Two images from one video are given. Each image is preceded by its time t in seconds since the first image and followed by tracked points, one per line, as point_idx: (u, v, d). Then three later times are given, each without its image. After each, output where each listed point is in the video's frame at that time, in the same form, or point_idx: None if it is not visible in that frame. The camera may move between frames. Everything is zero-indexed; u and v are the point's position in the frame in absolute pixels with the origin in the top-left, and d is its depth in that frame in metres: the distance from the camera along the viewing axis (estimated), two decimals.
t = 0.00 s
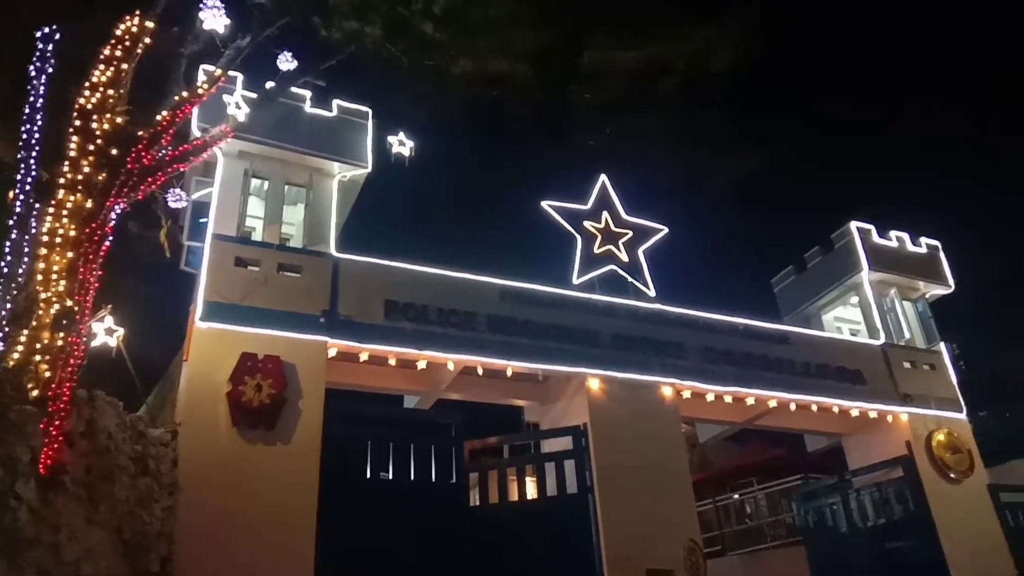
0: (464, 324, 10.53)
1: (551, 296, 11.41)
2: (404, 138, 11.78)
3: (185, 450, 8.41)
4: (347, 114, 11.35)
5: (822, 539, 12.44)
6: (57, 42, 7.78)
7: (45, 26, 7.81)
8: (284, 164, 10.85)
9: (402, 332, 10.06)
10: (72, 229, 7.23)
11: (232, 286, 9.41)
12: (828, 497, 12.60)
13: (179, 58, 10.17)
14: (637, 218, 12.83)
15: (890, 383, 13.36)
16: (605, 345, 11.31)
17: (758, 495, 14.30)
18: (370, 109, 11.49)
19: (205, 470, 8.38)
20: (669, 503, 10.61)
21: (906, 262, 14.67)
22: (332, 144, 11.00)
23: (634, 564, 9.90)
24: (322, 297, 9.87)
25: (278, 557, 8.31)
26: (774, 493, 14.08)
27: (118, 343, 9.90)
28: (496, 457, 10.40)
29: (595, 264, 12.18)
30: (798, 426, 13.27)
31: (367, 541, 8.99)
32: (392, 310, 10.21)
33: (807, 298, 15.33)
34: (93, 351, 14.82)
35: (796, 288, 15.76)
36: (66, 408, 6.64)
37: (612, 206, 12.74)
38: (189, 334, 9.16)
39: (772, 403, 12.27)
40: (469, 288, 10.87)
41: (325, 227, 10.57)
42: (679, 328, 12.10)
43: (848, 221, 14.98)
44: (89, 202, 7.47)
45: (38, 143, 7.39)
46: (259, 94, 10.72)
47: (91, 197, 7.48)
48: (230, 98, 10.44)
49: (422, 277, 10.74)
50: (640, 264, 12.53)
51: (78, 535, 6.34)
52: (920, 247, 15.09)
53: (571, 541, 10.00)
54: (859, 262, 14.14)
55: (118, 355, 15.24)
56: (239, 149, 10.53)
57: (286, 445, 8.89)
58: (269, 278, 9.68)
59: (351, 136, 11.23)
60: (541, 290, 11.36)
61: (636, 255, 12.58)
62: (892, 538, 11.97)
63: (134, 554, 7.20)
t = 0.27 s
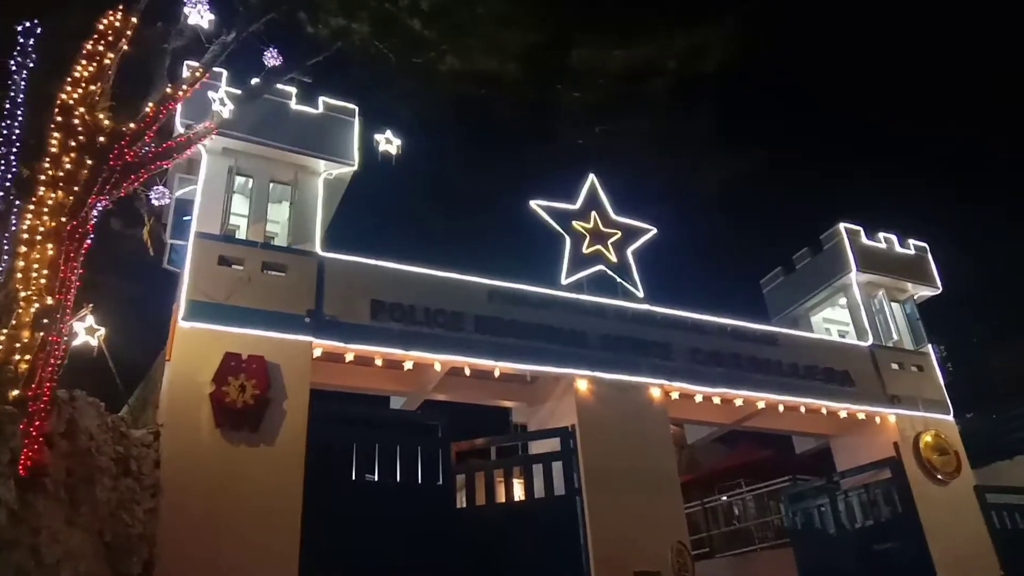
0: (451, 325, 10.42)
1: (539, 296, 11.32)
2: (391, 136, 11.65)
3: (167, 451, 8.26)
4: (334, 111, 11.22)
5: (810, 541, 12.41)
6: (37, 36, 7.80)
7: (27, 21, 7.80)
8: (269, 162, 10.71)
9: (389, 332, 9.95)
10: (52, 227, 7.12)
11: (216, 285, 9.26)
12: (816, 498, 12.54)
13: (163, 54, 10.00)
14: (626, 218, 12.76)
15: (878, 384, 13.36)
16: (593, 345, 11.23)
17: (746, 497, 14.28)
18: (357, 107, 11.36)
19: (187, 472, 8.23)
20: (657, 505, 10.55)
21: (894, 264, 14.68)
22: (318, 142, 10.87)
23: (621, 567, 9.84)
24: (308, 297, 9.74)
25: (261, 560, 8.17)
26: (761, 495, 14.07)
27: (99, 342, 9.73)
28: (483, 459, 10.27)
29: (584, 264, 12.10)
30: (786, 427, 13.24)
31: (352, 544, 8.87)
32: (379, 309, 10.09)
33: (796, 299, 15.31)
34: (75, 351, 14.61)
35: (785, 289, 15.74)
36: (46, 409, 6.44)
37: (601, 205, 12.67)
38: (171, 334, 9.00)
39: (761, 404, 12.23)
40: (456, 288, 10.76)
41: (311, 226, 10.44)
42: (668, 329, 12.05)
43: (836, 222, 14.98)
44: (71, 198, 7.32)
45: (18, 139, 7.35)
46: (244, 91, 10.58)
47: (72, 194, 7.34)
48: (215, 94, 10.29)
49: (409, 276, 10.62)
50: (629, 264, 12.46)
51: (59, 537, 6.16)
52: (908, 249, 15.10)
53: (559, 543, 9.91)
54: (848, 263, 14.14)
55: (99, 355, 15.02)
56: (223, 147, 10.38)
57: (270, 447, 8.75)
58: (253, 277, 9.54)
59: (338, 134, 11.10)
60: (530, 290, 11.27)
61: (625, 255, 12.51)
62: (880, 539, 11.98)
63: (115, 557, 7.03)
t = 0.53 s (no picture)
0: (445, 324, 10.42)
1: (533, 296, 11.31)
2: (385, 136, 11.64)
3: (159, 450, 8.23)
4: (327, 110, 11.19)
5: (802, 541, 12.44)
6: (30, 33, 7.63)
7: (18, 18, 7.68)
8: (262, 160, 10.68)
9: (382, 331, 9.94)
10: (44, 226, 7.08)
11: (209, 284, 9.23)
12: (807, 498, 12.57)
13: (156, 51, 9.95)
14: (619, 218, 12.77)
15: (870, 384, 13.40)
16: (586, 345, 11.24)
17: (738, 497, 14.32)
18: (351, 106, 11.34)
19: (180, 471, 8.21)
20: (650, 504, 10.56)
21: (886, 264, 14.73)
22: (311, 141, 10.85)
23: (614, 566, 9.85)
24: (301, 296, 9.72)
25: (253, 560, 8.15)
26: (754, 495, 14.10)
27: (91, 341, 9.68)
28: (477, 458, 10.20)
29: (577, 264, 12.10)
30: (778, 427, 13.27)
31: (345, 544, 8.85)
32: (372, 309, 10.08)
33: (788, 300, 15.35)
34: (66, 350, 14.54)
35: (777, 289, 15.78)
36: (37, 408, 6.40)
37: (594, 205, 12.68)
38: (164, 333, 8.97)
39: (753, 404, 12.26)
40: (449, 287, 10.76)
41: (304, 225, 10.42)
42: (661, 329, 12.06)
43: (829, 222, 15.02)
44: (62, 197, 7.30)
45: (9, 136, 7.22)
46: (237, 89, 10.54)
47: (64, 193, 7.32)
48: (208, 93, 10.25)
49: (403, 276, 10.61)
50: (622, 264, 12.48)
51: (50, 538, 6.14)
52: (901, 249, 15.16)
53: (552, 543, 9.91)
54: (840, 263, 14.18)
55: (91, 354, 14.95)
56: (216, 145, 10.34)
57: (263, 446, 8.73)
58: (246, 276, 9.51)
59: (331, 133, 11.08)
60: (523, 290, 11.27)
61: (619, 255, 12.53)
62: (870, 539, 12.09)
63: (106, 556, 7.01)
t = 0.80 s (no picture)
0: (438, 323, 10.41)
1: (526, 296, 11.32)
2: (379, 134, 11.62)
3: (150, 449, 8.20)
4: (321, 108, 11.17)
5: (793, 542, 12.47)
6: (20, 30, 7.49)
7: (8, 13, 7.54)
8: (255, 158, 10.65)
9: (374, 330, 9.92)
10: (36, 223, 7.06)
11: (201, 282, 9.20)
12: (799, 498, 12.76)
13: (148, 48, 9.88)
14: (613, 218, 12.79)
15: (862, 385, 13.45)
16: (579, 345, 11.25)
17: (731, 496, 14.36)
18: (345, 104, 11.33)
19: (171, 469, 8.18)
20: (641, 503, 10.58)
21: (878, 266, 14.78)
22: (305, 139, 10.83)
23: (605, 566, 9.86)
24: (293, 294, 9.70)
25: (244, 559, 8.13)
26: (746, 494, 14.15)
27: (82, 338, 9.63)
28: (469, 457, 10.26)
29: (571, 264, 12.11)
30: (770, 427, 13.30)
31: (338, 542, 8.84)
32: (365, 308, 10.06)
33: (781, 300, 15.40)
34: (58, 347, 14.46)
35: (770, 289, 15.83)
36: (28, 406, 6.39)
37: (588, 205, 12.69)
38: (156, 331, 8.94)
39: (745, 404, 12.30)
40: (442, 286, 10.75)
41: (297, 223, 10.40)
42: (654, 329, 12.08)
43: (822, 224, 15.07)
44: (54, 193, 7.28)
45: None
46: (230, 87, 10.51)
47: (56, 189, 7.30)
48: (202, 90, 10.22)
49: (395, 274, 10.59)
50: (616, 264, 12.49)
51: (40, 536, 6.12)
52: (893, 251, 15.21)
53: (544, 543, 9.91)
54: (832, 264, 14.23)
55: (82, 352, 14.89)
56: (209, 143, 10.31)
57: (255, 444, 8.72)
58: (238, 274, 9.48)
59: (325, 131, 11.06)
60: (517, 289, 11.27)
61: (612, 255, 12.54)
62: (861, 539, 12.08)
63: (97, 554, 6.99)
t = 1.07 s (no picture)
0: (434, 320, 10.41)
1: (522, 292, 11.32)
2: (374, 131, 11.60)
3: (146, 446, 8.19)
4: (316, 105, 11.15)
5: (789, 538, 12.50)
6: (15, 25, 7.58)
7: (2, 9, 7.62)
8: (251, 155, 10.63)
9: (370, 327, 9.92)
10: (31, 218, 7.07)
11: (197, 279, 9.18)
12: (794, 494, 12.70)
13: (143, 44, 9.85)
14: (609, 215, 12.80)
15: (857, 381, 13.48)
16: (575, 341, 11.26)
17: (726, 492, 14.41)
18: (340, 100, 11.31)
19: (167, 466, 8.17)
20: (637, 500, 10.61)
21: (874, 262, 14.81)
22: (300, 135, 10.81)
23: (601, 563, 9.88)
24: (289, 291, 9.69)
25: (240, 556, 8.13)
26: (741, 490, 14.29)
27: (77, 335, 9.60)
28: (465, 454, 10.25)
29: (567, 260, 12.11)
30: (766, 423, 13.32)
31: (334, 540, 8.83)
32: (361, 304, 10.05)
33: (776, 297, 15.42)
34: (52, 344, 14.40)
35: (765, 286, 15.85)
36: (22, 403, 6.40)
37: (584, 202, 12.70)
38: (151, 327, 8.92)
39: (741, 401, 12.32)
40: (438, 283, 10.74)
41: (293, 220, 10.38)
42: (650, 325, 12.09)
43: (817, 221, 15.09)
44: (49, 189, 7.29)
45: None
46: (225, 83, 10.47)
47: (51, 185, 7.31)
48: (197, 87, 10.19)
49: (391, 271, 10.58)
50: (612, 261, 12.49)
51: (35, 533, 6.11)
52: (888, 247, 15.25)
53: (540, 539, 9.92)
54: (828, 261, 14.26)
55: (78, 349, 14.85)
56: (204, 139, 10.28)
57: (251, 441, 8.71)
58: (234, 271, 9.46)
59: (321, 128, 11.03)
60: (513, 286, 11.27)
61: (608, 252, 12.55)
62: (857, 535, 12.20)
63: (92, 551, 6.99)
